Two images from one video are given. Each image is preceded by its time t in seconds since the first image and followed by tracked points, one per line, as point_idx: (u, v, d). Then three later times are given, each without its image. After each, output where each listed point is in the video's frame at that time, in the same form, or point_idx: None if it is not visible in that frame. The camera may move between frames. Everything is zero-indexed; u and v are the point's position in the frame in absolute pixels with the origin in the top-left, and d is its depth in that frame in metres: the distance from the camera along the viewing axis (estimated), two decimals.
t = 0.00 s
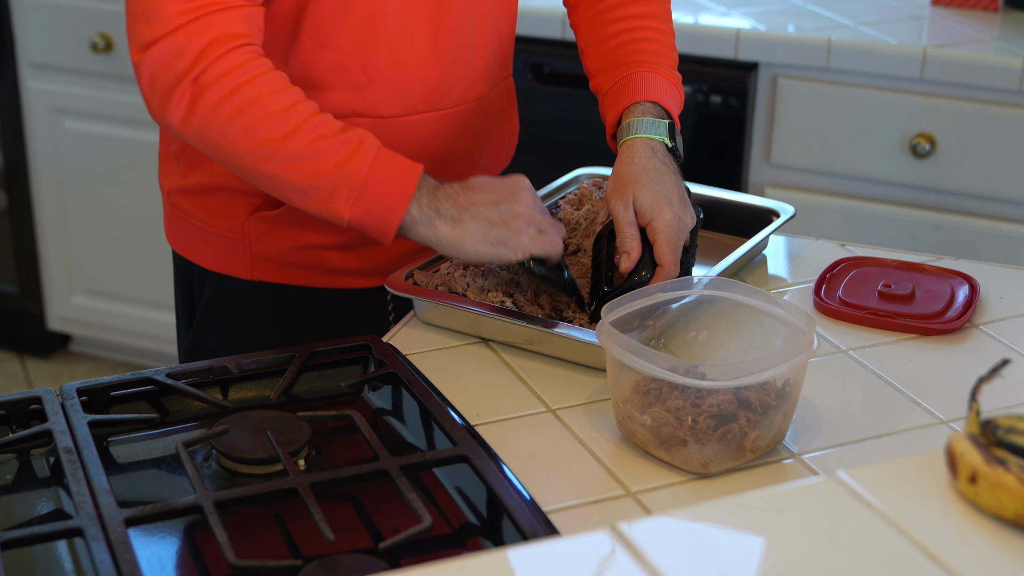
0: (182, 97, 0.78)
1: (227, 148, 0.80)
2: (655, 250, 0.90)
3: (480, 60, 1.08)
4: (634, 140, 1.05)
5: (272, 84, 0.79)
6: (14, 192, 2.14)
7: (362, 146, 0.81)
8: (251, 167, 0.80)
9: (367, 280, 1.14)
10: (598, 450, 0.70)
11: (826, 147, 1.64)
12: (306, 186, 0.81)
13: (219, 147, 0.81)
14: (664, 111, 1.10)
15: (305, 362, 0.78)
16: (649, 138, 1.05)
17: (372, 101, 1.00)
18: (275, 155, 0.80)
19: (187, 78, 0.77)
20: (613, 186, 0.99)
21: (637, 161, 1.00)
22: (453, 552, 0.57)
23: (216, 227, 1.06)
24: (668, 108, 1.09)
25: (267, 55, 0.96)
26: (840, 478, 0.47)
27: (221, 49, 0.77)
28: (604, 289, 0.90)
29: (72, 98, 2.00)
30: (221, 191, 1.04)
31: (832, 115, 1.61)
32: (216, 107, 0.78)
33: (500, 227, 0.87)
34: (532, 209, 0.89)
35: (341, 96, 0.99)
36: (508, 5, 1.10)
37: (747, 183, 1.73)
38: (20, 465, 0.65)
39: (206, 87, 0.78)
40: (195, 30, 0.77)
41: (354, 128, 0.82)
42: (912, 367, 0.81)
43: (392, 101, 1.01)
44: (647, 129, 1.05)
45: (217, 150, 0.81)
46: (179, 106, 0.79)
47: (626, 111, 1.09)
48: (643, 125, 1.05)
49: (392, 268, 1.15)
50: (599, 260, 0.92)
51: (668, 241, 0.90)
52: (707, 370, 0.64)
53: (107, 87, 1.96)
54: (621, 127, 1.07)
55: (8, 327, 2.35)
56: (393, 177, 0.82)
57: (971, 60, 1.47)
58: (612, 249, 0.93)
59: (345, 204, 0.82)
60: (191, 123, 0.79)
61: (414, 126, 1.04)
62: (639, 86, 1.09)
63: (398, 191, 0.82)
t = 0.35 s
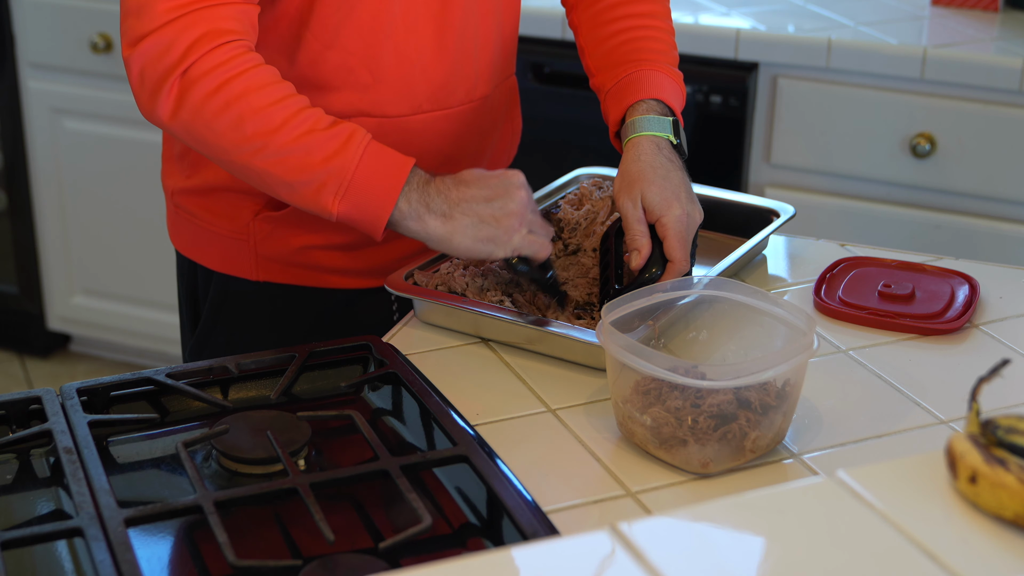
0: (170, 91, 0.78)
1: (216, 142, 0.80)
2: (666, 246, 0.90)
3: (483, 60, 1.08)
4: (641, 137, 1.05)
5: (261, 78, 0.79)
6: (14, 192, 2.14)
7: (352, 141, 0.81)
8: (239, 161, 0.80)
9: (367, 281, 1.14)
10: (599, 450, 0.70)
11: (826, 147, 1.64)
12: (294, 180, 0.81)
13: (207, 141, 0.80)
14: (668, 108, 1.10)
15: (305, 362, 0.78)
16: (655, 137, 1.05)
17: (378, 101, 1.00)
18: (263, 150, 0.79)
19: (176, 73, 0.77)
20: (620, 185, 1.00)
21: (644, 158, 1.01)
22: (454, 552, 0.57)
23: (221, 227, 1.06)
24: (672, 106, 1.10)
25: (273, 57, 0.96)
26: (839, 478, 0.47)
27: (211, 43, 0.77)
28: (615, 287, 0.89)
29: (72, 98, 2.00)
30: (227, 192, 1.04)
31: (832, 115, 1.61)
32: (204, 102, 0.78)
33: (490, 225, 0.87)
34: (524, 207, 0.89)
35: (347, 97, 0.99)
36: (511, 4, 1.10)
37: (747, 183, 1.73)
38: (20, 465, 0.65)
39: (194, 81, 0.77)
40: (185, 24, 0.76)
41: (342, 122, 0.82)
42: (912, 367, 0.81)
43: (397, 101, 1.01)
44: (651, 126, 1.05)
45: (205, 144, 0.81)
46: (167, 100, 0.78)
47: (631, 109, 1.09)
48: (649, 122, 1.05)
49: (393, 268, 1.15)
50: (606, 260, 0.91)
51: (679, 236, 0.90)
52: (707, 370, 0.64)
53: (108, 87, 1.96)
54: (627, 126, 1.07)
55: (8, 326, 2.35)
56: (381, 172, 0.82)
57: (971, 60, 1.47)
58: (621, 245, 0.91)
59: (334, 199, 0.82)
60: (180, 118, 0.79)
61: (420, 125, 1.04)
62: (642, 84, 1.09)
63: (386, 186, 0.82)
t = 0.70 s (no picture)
0: (185, 98, 0.78)
1: (228, 150, 0.80)
2: (675, 245, 0.91)
3: (481, 59, 1.08)
4: (646, 136, 1.05)
5: (276, 88, 0.80)
6: (14, 191, 2.14)
7: (365, 154, 0.81)
8: (251, 171, 0.81)
9: (367, 280, 1.14)
10: (599, 450, 0.70)
11: (826, 147, 1.64)
12: (306, 192, 0.81)
13: (220, 149, 0.81)
14: (671, 104, 1.10)
15: (305, 362, 0.78)
16: (660, 134, 1.05)
17: (377, 100, 1.00)
18: (277, 161, 0.80)
19: (191, 80, 0.78)
20: (628, 183, 1.00)
21: (650, 157, 1.01)
22: (453, 552, 0.57)
23: (219, 227, 1.06)
24: (676, 101, 1.09)
25: (274, 56, 0.96)
26: (839, 478, 0.47)
27: (226, 51, 0.78)
28: (625, 286, 0.88)
29: (72, 98, 2.00)
30: (223, 191, 1.04)
31: (832, 115, 1.61)
32: (219, 110, 0.78)
33: (499, 243, 0.87)
34: (533, 227, 0.90)
35: (346, 97, 0.98)
36: (509, 4, 1.10)
37: (747, 183, 1.73)
38: (20, 465, 0.65)
39: (209, 89, 0.78)
40: (201, 30, 0.77)
41: (355, 136, 0.82)
42: (912, 367, 0.81)
43: (397, 100, 1.01)
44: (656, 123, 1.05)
45: (218, 153, 0.81)
46: (181, 107, 0.79)
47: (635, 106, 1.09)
48: (654, 119, 1.05)
49: (393, 268, 1.15)
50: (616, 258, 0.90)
51: (687, 234, 0.91)
52: (707, 370, 0.64)
53: (108, 87, 1.96)
54: (632, 123, 1.07)
55: (9, 326, 2.35)
56: (394, 186, 0.82)
57: (971, 60, 1.47)
58: (629, 246, 0.90)
59: (345, 211, 0.82)
60: (193, 124, 0.79)
61: (419, 124, 1.04)
62: (645, 81, 1.09)
63: (398, 200, 0.82)
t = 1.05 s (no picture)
0: (211, 107, 0.78)
1: (255, 159, 0.80)
2: (679, 246, 0.91)
3: (478, 60, 1.08)
4: (646, 136, 1.05)
5: (303, 96, 0.80)
6: (14, 191, 2.14)
7: (392, 161, 0.82)
8: (278, 179, 0.81)
9: (367, 280, 1.14)
10: (599, 450, 0.70)
11: (826, 147, 1.64)
12: (335, 200, 0.82)
13: (247, 158, 0.81)
14: (669, 103, 1.10)
15: (305, 362, 0.78)
16: (661, 133, 1.05)
17: (372, 101, 1.00)
18: (305, 169, 0.80)
19: (217, 89, 0.78)
20: (629, 183, 1.00)
21: (652, 156, 1.02)
22: (453, 552, 0.57)
23: (216, 228, 1.06)
24: (673, 100, 1.10)
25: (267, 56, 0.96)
26: (839, 478, 0.47)
27: (253, 60, 0.78)
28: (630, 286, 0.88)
29: (72, 98, 2.00)
30: (220, 192, 1.04)
31: (832, 115, 1.61)
32: (247, 119, 0.78)
33: (526, 246, 0.87)
34: (558, 229, 0.90)
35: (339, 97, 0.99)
36: (505, 4, 1.10)
37: (747, 183, 1.73)
38: (20, 465, 0.65)
39: (236, 98, 0.78)
40: (226, 39, 0.77)
41: (382, 143, 0.83)
42: (912, 367, 0.81)
43: (391, 101, 1.01)
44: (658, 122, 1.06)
45: (245, 161, 0.81)
46: (207, 117, 0.79)
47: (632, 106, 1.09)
48: (656, 119, 1.06)
49: (392, 268, 1.15)
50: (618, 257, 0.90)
51: (692, 234, 0.92)
52: (707, 370, 0.64)
53: (108, 87, 1.96)
54: (631, 122, 1.08)
55: (9, 326, 2.35)
56: (422, 193, 0.83)
57: (971, 60, 1.47)
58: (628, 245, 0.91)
59: (374, 219, 0.82)
60: (220, 133, 0.79)
61: (413, 126, 1.04)
62: (642, 80, 1.09)
63: (427, 208, 0.83)
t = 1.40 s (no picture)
0: (202, 108, 0.79)
1: (249, 159, 0.80)
2: (677, 227, 0.90)
3: (476, 60, 1.08)
4: (641, 120, 1.05)
5: (294, 94, 0.80)
6: (14, 191, 2.14)
7: (384, 158, 0.82)
8: (271, 178, 0.81)
9: (367, 280, 1.14)
10: (599, 450, 0.70)
11: (827, 147, 1.64)
12: (329, 198, 0.82)
13: (239, 158, 0.81)
14: (661, 92, 1.10)
15: (304, 362, 0.78)
16: (654, 118, 1.06)
17: (369, 101, 1.00)
18: (298, 167, 0.80)
19: (208, 90, 0.78)
20: (624, 166, 1.00)
21: (647, 140, 1.02)
22: (453, 552, 0.57)
23: (215, 229, 1.06)
24: (664, 88, 1.10)
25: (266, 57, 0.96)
26: (839, 478, 0.47)
27: (242, 59, 0.78)
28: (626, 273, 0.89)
29: (72, 98, 2.00)
30: (219, 193, 1.04)
31: (832, 115, 1.61)
32: (237, 119, 0.78)
33: (521, 234, 0.86)
34: (554, 213, 0.87)
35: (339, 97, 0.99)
36: (502, 6, 1.10)
37: (747, 182, 1.73)
38: (20, 465, 0.65)
39: (227, 98, 0.78)
40: (215, 39, 0.77)
41: (374, 140, 0.82)
42: (912, 367, 0.81)
43: (389, 102, 1.01)
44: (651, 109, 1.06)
45: (239, 162, 0.81)
46: (199, 117, 0.79)
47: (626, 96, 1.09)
48: (651, 105, 1.06)
49: (392, 268, 1.15)
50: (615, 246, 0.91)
51: (689, 216, 0.91)
52: (707, 370, 0.64)
53: (108, 87, 1.96)
54: (624, 110, 1.08)
55: (9, 326, 2.35)
56: (414, 189, 0.82)
57: (971, 60, 1.47)
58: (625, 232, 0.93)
59: (368, 216, 0.82)
60: (212, 134, 0.80)
61: (411, 126, 1.04)
62: (634, 71, 1.09)
63: (419, 203, 0.82)
